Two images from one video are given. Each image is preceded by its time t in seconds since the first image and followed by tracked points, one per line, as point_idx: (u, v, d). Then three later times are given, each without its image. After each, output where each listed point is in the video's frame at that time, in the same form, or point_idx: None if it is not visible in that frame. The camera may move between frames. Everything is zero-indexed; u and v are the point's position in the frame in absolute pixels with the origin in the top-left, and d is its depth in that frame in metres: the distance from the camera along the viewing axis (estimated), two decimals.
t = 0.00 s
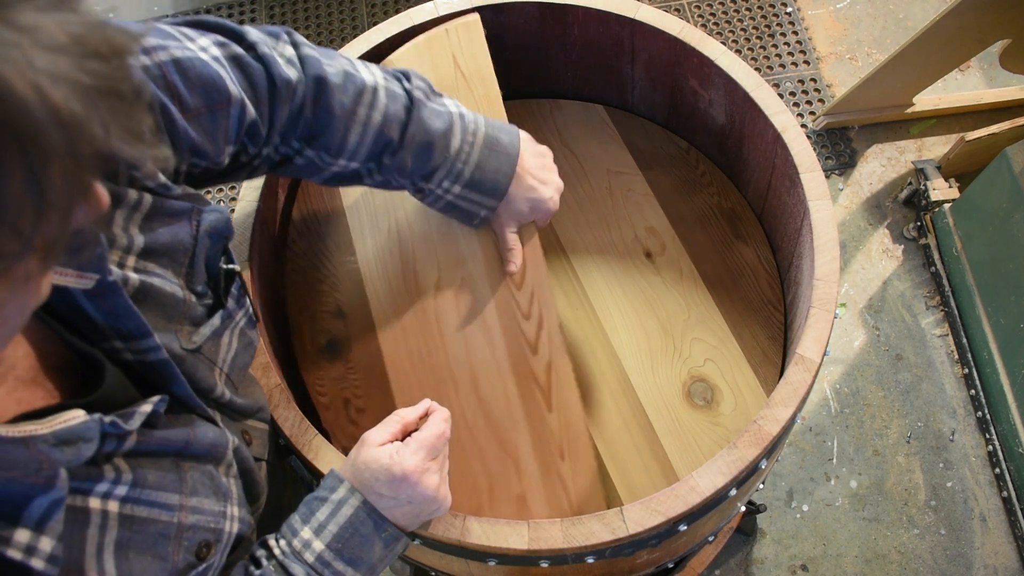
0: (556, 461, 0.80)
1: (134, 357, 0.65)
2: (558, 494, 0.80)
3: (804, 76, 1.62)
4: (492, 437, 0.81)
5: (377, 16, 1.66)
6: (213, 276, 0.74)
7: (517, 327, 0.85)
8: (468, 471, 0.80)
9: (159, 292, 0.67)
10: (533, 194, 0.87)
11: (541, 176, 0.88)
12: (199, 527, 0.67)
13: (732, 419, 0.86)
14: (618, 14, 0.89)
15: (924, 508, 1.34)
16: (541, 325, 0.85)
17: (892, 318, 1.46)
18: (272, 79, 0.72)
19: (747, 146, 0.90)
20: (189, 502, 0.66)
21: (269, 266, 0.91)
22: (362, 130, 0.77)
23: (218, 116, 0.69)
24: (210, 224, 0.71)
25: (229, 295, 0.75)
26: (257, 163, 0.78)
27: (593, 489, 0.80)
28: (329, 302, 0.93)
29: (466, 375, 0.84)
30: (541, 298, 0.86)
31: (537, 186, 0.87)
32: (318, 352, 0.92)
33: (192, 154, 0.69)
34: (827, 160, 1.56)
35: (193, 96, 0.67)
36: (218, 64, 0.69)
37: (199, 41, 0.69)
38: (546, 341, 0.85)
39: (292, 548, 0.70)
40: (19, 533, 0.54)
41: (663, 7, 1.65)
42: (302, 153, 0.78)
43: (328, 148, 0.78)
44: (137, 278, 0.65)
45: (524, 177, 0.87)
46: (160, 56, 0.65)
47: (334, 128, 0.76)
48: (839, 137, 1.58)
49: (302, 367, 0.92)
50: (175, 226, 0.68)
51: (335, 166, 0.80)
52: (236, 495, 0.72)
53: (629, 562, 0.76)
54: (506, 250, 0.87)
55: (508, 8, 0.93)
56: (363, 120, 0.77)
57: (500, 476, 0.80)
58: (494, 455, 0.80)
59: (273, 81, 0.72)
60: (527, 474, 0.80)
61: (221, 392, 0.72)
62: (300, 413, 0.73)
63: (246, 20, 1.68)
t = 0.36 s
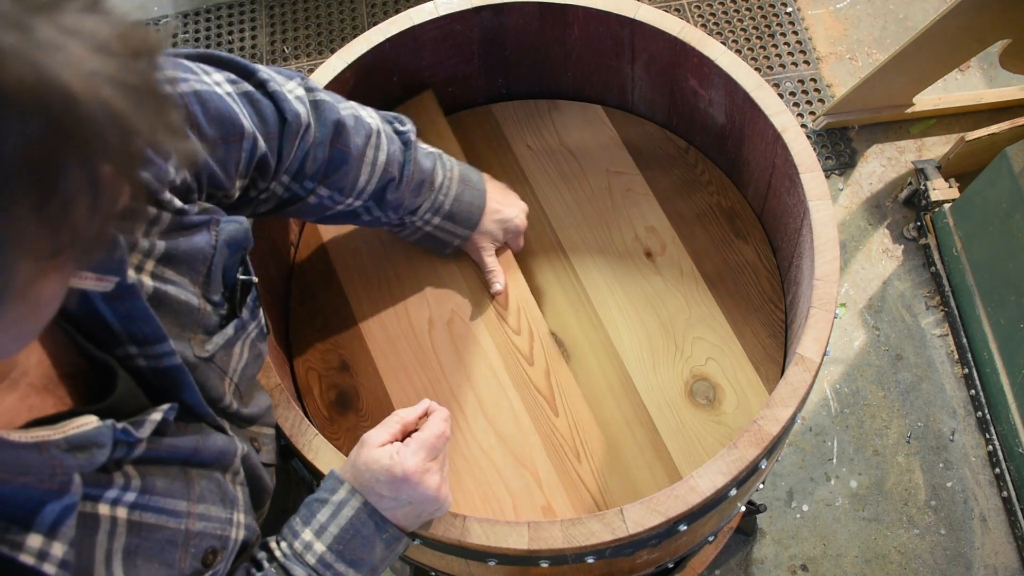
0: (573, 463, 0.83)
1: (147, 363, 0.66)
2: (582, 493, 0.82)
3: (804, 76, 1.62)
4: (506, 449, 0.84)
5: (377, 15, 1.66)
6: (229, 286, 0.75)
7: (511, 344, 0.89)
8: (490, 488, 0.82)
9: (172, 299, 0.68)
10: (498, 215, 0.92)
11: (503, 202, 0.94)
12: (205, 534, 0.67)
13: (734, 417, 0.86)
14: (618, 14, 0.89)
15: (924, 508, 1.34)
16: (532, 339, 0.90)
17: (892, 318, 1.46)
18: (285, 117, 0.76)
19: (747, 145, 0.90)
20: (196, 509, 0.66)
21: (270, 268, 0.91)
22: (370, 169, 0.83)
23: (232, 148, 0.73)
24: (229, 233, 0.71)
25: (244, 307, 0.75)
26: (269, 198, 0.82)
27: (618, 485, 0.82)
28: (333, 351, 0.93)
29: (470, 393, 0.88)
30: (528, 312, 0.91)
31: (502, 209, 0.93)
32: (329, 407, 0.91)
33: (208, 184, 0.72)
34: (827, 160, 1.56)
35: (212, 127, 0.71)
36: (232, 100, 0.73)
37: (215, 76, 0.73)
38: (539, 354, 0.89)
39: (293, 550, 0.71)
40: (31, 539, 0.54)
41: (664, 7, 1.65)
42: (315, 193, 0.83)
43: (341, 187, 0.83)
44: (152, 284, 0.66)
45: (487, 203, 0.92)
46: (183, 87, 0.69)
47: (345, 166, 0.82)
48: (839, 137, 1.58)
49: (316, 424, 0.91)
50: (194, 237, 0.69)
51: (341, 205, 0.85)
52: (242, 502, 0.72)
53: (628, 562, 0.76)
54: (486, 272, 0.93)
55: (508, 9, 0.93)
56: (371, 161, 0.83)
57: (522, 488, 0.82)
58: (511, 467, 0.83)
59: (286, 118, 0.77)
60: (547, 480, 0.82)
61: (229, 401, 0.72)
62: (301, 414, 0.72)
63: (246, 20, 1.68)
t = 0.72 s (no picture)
0: (577, 457, 0.84)
1: (149, 351, 0.66)
2: (587, 489, 0.82)
3: (804, 76, 1.62)
4: (509, 447, 0.85)
5: (378, 16, 1.66)
6: (229, 280, 0.75)
7: (513, 346, 0.90)
8: (495, 488, 0.83)
9: (173, 291, 0.68)
10: (487, 221, 0.93)
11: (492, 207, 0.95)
12: (204, 527, 0.67)
13: (734, 417, 0.86)
14: (618, 14, 0.90)
15: (924, 508, 1.34)
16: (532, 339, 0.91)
17: (892, 318, 1.46)
18: (287, 122, 0.77)
19: (747, 145, 0.90)
20: (196, 502, 0.66)
21: (270, 267, 0.91)
22: (371, 176, 0.83)
23: (236, 152, 0.73)
24: (230, 228, 0.71)
25: (245, 299, 0.75)
26: (273, 203, 0.82)
27: (624, 482, 0.83)
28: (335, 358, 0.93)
29: (472, 394, 0.88)
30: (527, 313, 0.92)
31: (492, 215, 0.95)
32: (332, 414, 0.90)
33: (211, 186, 0.72)
34: (827, 160, 1.56)
35: (216, 133, 0.71)
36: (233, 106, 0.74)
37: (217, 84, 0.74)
38: (540, 354, 0.90)
39: (292, 549, 0.71)
40: (33, 524, 0.55)
41: (663, 7, 1.65)
42: (319, 199, 0.83)
43: (344, 193, 0.83)
44: (154, 274, 0.66)
45: (479, 210, 0.93)
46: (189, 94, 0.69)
47: (347, 172, 0.82)
48: (839, 137, 1.58)
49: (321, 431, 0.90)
50: (195, 230, 0.69)
51: (343, 210, 0.86)
52: (241, 497, 0.72)
53: (628, 562, 0.76)
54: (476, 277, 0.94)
55: (508, 9, 0.93)
56: (372, 167, 0.83)
57: (527, 486, 0.83)
58: (515, 466, 0.84)
59: (289, 124, 0.77)
60: (551, 477, 0.83)
61: (231, 395, 0.72)
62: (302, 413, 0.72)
63: (246, 20, 1.68)
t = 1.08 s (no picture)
0: (580, 460, 0.84)
1: (146, 347, 0.66)
2: (587, 489, 0.83)
3: (804, 75, 1.62)
4: (511, 447, 0.85)
5: (378, 16, 1.66)
6: (226, 277, 0.75)
7: (517, 345, 0.91)
8: (497, 487, 0.83)
9: (172, 287, 0.68)
10: (492, 219, 0.93)
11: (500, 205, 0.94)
12: (199, 517, 0.66)
13: (734, 417, 0.86)
14: (618, 14, 0.90)
15: (924, 508, 1.34)
16: (538, 340, 0.91)
17: (892, 318, 1.46)
18: (285, 122, 0.77)
19: (747, 146, 0.90)
20: (190, 492, 0.66)
21: (270, 267, 0.91)
22: (369, 176, 0.83)
23: (234, 153, 0.73)
24: (229, 225, 0.72)
25: (243, 297, 0.75)
26: (273, 203, 0.83)
27: (625, 483, 0.83)
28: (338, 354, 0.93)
29: (476, 392, 0.88)
30: (533, 314, 0.93)
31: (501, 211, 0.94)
32: (336, 408, 0.90)
33: (210, 186, 0.73)
34: (827, 160, 1.56)
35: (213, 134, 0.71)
36: (231, 107, 0.74)
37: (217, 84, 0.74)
38: (545, 353, 0.90)
39: (291, 546, 0.71)
40: (33, 504, 0.55)
41: (663, 7, 1.65)
42: (318, 199, 0.83)
43: (342, 193, 0.83)
44: (153, 270, 0.66)
45: (484, 208, 0.93)
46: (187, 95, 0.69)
47: (345, 171, 0.82)
48: (839, 137, 1.58)
49: (323, 425, 0.90)
50: (194, 227, 0.69)
51: (343, 211, 0.86)
52: (236, 491, 0.72)
53: (628, 562, 0.76)
54: (485, 276, 0.94)
55: (508, 8, 0.93)
56: (370, 167, 0.83)
57: (529, 485, 0.83)
58: (517, 465, 0.84)
59: (287, 125, 0.77)
60: (552, 477, 0.83)
61: (227, 392, 0.72)
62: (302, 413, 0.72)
63: (246, 20, 1.68)
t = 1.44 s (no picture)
0: (571, 460, 0.84)
1: (141, 353, 0.66)
2: (579, 491, 0.83)
3: (804, 76, 1.62)
4: (504, 449, 0.85)
5: (377, 16, 1.66)
6: (226, 284, 0.75)
7: (510, 344, 0.90)
8: (490, 488, 0.83)
9: (171, 292, 0.68)
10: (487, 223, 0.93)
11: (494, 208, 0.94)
12: (192, 516, 0.66)
13: (734, 417, 0.86)
14: (618, 14, 0.89)
15: (924, 508, 1.34)
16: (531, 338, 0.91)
17: (892, 318, 1.46)
18: (292, 117, 0.77)
19: (747, 145, 0.90)
20: (183, 490, 0.66)
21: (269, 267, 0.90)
22: (374, 172, 0.84)
23: (240, 147, 0.73)
24: (228, 233, 0.72)
25: (240, 304, 0.75)
26: (277, 198, 0.82)
27: (617, 486, 0.83)
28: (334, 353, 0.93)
29: (469, 394, 0.88)
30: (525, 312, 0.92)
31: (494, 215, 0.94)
32: (331, 407, 0.90)
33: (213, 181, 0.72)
34: (827, 160, 1.56)
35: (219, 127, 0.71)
36: (238, 100, 0.73)
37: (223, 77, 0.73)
38: (536, 351, 0.90)
39: (288, 544, 0.71)
40: (26, 504, 0.55)
41: (663, 7, 1.65)
42: (322, 195, 0.83)
43: (346, 188, 0.83)
44: (151, 276, 0.66)
45: (482, 210, 0.93)
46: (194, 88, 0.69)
47: (350, 168, 0.82)
48: (839, 137, 1.57)
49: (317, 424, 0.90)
50: (194, 233, 0.69)
51: (348, 207, 0.86)
52: (227, 491, 0.72)
53: (628, 562, 0.76)
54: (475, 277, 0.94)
55: (508, 9, 0.93)
56: (376, 164, 0.83)
57: (521, 487, 0.83)
58: (509, 467, 0.84)
59: (294, 119, 0.77)
60: (545, 479, 0.83)
61: (223, 398, 0.72)
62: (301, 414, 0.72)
63: (246, 20, 1.68)
